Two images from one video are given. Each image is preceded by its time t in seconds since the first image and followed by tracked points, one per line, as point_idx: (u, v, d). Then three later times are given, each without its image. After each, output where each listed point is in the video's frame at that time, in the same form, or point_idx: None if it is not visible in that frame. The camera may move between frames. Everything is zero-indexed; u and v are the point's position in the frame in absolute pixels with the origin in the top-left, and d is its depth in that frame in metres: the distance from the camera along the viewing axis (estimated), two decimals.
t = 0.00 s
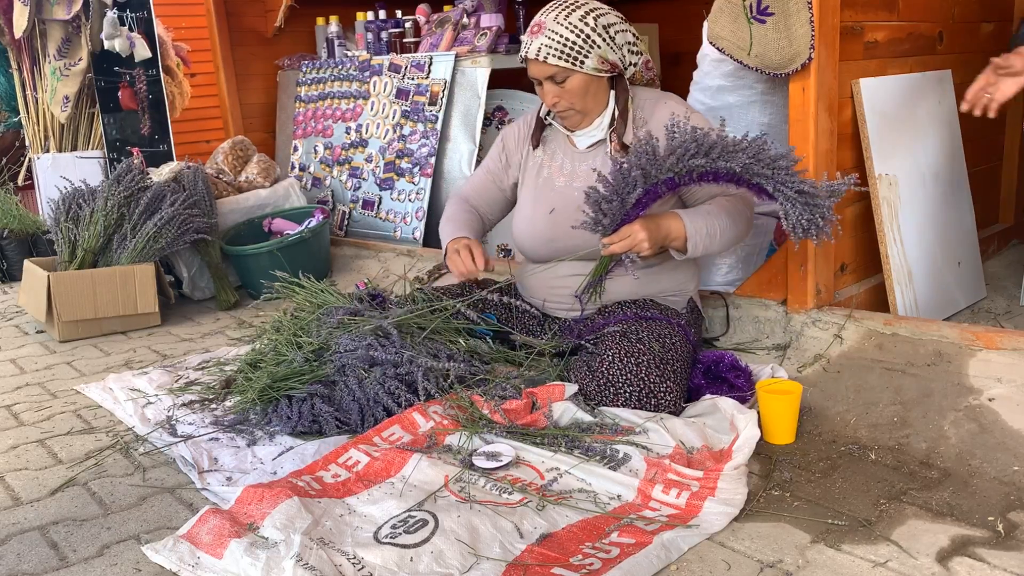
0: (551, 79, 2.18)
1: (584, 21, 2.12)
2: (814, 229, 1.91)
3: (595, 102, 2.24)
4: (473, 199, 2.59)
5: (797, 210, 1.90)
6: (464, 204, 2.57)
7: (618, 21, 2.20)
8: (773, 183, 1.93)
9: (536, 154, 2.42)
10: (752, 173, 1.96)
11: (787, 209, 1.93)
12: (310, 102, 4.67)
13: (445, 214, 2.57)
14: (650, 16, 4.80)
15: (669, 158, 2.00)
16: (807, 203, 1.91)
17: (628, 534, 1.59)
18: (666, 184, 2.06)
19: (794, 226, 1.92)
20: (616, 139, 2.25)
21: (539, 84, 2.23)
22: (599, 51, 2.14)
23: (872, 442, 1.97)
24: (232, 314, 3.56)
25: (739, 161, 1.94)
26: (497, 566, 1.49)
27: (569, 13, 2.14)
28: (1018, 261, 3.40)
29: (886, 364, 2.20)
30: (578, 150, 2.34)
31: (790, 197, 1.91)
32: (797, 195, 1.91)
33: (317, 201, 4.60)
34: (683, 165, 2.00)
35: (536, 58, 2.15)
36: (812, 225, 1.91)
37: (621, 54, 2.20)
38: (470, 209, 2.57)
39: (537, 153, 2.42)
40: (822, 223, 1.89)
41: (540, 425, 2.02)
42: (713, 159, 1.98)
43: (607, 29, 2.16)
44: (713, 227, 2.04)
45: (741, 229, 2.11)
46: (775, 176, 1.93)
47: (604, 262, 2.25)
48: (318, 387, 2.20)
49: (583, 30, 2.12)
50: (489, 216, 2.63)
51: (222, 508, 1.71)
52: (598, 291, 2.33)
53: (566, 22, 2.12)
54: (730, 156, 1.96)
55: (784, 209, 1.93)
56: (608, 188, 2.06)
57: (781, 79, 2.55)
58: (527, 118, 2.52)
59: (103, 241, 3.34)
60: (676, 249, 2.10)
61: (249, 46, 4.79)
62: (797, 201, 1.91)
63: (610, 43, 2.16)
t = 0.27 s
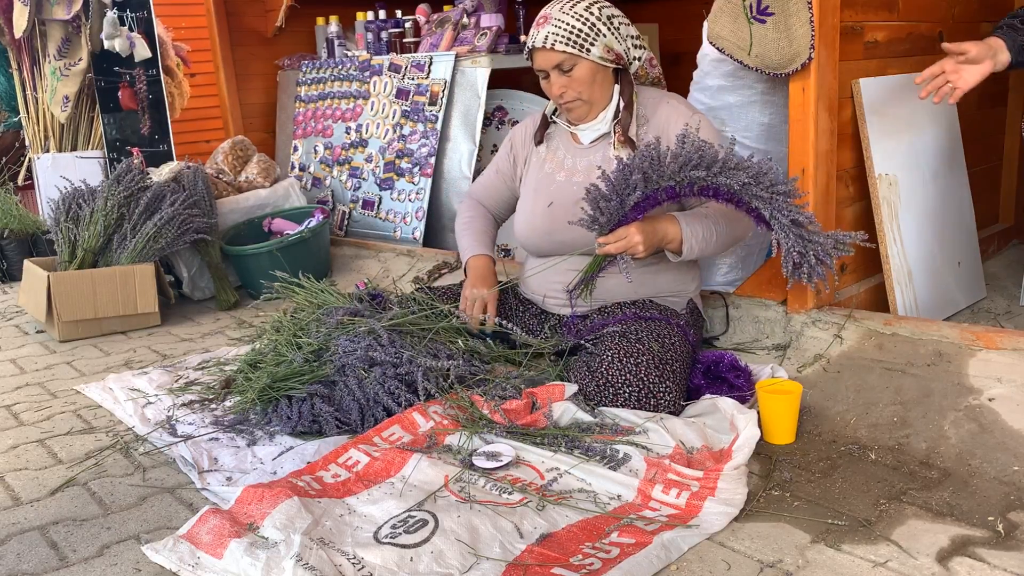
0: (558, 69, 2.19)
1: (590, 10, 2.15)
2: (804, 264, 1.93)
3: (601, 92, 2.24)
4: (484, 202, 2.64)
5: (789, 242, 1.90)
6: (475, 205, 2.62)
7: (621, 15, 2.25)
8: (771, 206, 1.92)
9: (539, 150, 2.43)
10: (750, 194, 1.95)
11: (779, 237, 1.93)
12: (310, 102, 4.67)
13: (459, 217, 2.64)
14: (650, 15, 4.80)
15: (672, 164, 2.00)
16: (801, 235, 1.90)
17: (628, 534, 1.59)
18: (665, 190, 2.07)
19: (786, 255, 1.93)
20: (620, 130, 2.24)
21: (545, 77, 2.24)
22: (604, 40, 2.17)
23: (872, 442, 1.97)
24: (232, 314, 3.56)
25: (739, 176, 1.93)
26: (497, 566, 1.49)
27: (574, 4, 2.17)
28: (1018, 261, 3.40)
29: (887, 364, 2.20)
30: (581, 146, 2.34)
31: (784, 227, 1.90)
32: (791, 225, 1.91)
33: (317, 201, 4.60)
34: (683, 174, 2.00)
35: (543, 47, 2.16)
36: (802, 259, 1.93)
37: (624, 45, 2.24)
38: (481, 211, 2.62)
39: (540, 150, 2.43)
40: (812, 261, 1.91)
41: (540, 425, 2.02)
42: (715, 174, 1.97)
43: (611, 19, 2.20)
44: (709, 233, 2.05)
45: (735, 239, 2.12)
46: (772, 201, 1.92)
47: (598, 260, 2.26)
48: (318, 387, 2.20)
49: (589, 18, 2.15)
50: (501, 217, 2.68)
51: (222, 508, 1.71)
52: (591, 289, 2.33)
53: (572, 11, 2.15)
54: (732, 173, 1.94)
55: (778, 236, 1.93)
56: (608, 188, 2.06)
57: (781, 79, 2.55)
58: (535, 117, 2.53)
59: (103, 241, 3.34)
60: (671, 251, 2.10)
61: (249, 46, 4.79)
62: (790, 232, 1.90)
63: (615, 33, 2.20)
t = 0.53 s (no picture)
0: (561, 65, 2.20)
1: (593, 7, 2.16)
2: (805, 260, 1.92)
3: (604, 88, 2.24)
4: (483, 190, 2.64)
5: (789, 237, 1.91)
6: (473, 194, 2.62)
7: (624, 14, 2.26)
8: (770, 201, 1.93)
9: (542, 148, 2.43)
10: (750, 192, 1.95)
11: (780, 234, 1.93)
12: (310, 102, 4.68)
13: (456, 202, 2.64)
14: (650, 16, 4.80)
15: (670, 162, 2.00)
16: (801, 230, 1.91)
17: (628, 534, 1.59)
18: (665, 190, 2.07)
19: (786, 250, 1.93)
20: (622, 127, 2.24)
21: (549, 74, 2.24)
22: (607, 36, 2.18)
23: (872, 442, 1.97)
24: (232, 314, 3.56)
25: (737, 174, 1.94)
26: (497, 566, 1.49)
27: (577, 2, 2.19)
28: (1018, 261, 3.40)
29: (886, 364, 2.20)
30: (584, 144, 2.34)
31: (784, 222, 1.90)
32: (790, 220, 1.91)
33: (317, 201, 4.60)
34: (682, 171, 2.01)
35: (546, 43, 2.17)
36: (802, 255, 1.92)
37: (627, 44, 2.24)
38: (479, 199, 2.62)
39: (543, 147, 2.44)
40: (814, 255, 1.90)
41: (540, 425, 2.02)
42: (714, 171, 1.97)
43: (614, 18, 2.21)
44: (710, 232, 2.05)
45: (737, 238, 2.11)
46: (771, 196, 1.92)
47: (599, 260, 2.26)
48: (318, 387, 2.20)
49: (593, 16, 2.16)
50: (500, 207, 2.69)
51: (222, 508, 1.71)
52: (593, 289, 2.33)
53: (575, 9, 2.16)
54: (731, 168, 1.95)
55: (776, 231, 1.94)
56: (608, 188, 2.07)
57: (781, 79, 2.55)
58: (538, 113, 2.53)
59: (103, 241, 3.34)
60: (672, 251, 2.09)
61: (250, 46, 4.79)
62: (790, 227, 1.91)
63: (618, 30, 2.21)
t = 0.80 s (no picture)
0: (562, 64, 2.20)
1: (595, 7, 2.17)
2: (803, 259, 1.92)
3: (604, 87, 2.25)
4: (484, 189, 2.64)
5: (788, 236, 1.91)
6: (474, 193, 2.62)
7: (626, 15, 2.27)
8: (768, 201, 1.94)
9: (542, 147, 2.43)
10: (748, 191, 1.96)
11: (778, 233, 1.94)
12: (310, 102, 4.68)
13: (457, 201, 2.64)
14: (649, 16, 4.80)
15: (668, 162, 2.00)
16: (799, 229, 1.92)
17: (627, 534, 1.59)
18: (664, 189, 2.07)
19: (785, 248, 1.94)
20: (622, 127, 2.24)
21: (549, 73, 2.25)
22: (608, 36, 2.18)
23: (872, 442, 1.97)
24: (232, 314, 3.56)
25: (735, 173, 1.94)
26: (497, 566, 1.49)
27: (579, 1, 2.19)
28: (1018, 261, 3.40)
29: (886, 364, 2.20)
30: (585, 144, 2.34)
31: (782, 221, 1.91)
32: (789, 219, 1.92)
33: (317, 201, 4.60)
34: (679, 171, 2.00)
35: (547, 42, 2.17)
36: (801, 254, 1.93)
37: (629, 44, 2.24)
38: (481, 199, 2.63)
39: (543, 146, 2.43)
40: (812, 253, 1.90)
41: (540, 425, 2.02)
42: (712, 170, 1.98)
43: (616, 17, 2.21)
44: (709, 232, 2.05)
45: (736, 238, 2.11)
46: (769, 196, 1.94)
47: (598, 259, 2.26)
48: (318, 387, 2.20)
49: (594, 15, 2.17)
50: (501, 206, 2.69)
51: (222, 508, 1.71)
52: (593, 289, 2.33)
53: (577, 7, 2.17)
54: (729, 168, 1.95)
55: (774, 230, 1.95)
56: (606, 187, 2.07)
57: (781, 79, 2.55)
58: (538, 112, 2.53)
59: (103, 241, 3.34)
60: (671, 251, 2.09)
61: (250, 46, 4.79)
62: (789, 226, 1.91)
63: (619, 30, 2.21)
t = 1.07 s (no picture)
0: (560, 63, 2.20)
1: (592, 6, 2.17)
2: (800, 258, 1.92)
3: (603, 87, 2.25)
4: (485, 199, 2.62)
5: (784, 234, 1.91)
6: (475, 203, 2.61)
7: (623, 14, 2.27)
8: (765, 199, 1.93)
9: (542, 149, 2.44)
10: (745, 189, 1.96)
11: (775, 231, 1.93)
12: (310, 102, 4.68)
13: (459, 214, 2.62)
14: (650, 16, 4.80)
15: (664, 160, 2.00)
16: (795, 226, 1.91)
17: (627, 534, 1.59)
18: (662, 188, 2.06)
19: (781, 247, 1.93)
20: (621, 126, 2.24)
21: (548, 73, 2.25)
22: (606, 35, 2.18)
23: (872, 442, 1.97)
24: (232, 314, 3.56)
25: (732, 172, 1.94)
26: (497, 566, 1.49)
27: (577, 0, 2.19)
28: (1018, 261, 3.40)
29: (886, 364, 2.20)
30: (584, 143, 2.34)
31: (778, 218, 1.91)
32: (785, 216, 1.92)
33: (317, 201, 4.60)
34: (676, 169, 2.00)
35: (545, 41, 2.18)
36: (798, 252, 1.92)
37: (627, 43, 2.24)
38: (483, 209, 2.61)
39: (543, 147, 2.44)
40: (809, 252, 1.90)
41: (540, 425, 2.02)
42: (709, 168, 1.97)
43: (614, 17, 2.22)
44: (708, 230, 2.05)
45: (735, 235, 2.11)
46: (765, 193, 1.93)
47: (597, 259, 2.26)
48: (318, 387, 2.20)
49: (592, 14, 2.17)
50: (502, 215, 2.68)
51: (222, 508, 1.71)
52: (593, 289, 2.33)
53: (575, 7, 2.17)
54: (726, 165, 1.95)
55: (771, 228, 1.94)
56: (604, 185, 2.07)
57: (781, 79, 2.55)
58: (537, 115, 2.53)
59: (103, 241, 3.34)
60: (671, 249, 2.09)
61: (250, 46, 4.79)
62: (784, 224, 1.91)
63: (617, 29, 2.21)
